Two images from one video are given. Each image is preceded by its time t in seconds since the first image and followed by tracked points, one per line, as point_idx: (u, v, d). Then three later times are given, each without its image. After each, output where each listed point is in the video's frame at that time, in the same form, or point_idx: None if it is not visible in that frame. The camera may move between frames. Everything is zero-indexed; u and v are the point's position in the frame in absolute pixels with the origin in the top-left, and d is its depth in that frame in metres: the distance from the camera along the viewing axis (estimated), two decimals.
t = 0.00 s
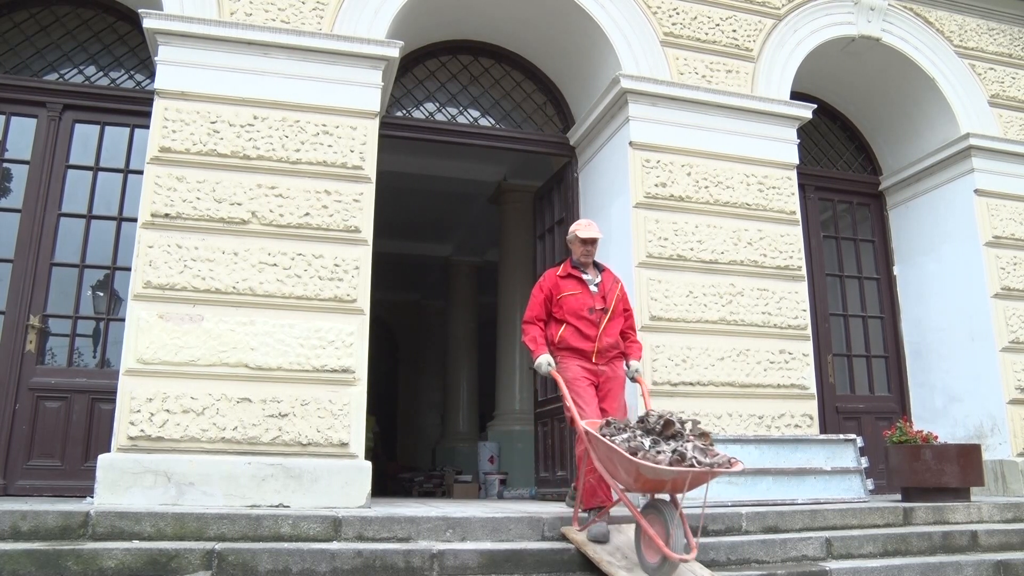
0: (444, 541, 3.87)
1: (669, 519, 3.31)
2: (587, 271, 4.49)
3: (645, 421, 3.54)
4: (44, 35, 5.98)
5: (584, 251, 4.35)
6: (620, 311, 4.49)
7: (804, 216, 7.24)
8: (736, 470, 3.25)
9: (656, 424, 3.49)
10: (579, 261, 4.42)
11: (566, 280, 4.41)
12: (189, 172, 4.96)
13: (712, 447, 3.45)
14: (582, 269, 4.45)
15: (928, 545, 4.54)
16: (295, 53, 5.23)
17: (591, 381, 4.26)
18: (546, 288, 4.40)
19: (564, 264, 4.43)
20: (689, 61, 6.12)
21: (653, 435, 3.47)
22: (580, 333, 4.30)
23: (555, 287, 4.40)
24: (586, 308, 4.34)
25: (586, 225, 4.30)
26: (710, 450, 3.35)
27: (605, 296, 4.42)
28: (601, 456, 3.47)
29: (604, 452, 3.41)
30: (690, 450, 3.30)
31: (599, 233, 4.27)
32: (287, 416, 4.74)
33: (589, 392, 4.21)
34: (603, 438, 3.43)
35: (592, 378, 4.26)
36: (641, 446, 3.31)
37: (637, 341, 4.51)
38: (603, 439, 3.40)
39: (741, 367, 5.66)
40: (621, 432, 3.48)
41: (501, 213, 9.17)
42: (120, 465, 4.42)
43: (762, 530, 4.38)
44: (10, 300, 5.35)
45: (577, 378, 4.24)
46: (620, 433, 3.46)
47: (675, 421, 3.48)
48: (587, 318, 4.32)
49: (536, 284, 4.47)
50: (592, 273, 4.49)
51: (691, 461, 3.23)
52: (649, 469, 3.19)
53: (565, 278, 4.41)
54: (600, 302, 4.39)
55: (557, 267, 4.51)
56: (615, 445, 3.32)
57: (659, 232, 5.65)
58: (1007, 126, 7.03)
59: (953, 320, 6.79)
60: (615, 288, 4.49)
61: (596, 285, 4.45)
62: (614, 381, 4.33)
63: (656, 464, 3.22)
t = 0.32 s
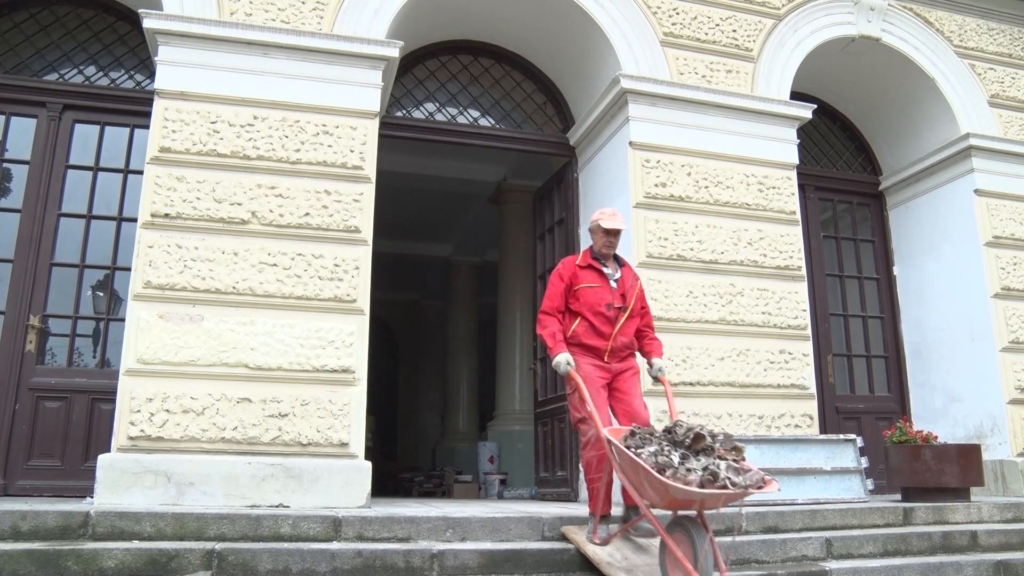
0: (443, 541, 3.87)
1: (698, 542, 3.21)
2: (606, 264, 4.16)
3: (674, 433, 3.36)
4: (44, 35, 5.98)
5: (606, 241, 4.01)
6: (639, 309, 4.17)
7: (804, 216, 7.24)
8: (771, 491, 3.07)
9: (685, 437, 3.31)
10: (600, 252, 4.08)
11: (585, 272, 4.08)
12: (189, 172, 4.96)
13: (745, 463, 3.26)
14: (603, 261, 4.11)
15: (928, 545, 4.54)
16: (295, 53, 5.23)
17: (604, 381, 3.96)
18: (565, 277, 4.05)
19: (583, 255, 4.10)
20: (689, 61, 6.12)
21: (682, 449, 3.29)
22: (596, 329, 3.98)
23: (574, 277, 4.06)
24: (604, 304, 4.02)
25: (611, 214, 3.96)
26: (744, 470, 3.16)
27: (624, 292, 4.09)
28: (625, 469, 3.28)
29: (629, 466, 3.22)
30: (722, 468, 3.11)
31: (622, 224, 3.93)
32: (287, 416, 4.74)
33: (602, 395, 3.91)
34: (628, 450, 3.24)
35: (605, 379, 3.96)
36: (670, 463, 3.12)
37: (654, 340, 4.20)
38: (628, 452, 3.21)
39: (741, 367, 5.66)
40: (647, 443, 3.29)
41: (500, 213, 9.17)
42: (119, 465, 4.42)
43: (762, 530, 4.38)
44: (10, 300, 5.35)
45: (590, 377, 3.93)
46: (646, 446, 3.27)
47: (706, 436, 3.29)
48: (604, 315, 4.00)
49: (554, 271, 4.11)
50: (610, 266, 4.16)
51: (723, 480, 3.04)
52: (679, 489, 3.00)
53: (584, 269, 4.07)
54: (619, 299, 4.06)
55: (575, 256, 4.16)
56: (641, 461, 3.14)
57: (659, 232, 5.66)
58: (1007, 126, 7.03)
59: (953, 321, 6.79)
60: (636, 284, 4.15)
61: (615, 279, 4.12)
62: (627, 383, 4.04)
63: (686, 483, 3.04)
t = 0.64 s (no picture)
0: (444, 540, 3.87)
1: None
2: (637, 272, 3.95)
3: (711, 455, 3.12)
4: (43, 34, 5.98)
5: (637, 247, 3.82)
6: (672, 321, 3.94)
7: (803, 215, 7.23)
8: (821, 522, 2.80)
9: (723, 460, 3.07)
10: (630, 259, 3.89)
11: (614, 280, 3.87)
12: (190, 171, 4.96)
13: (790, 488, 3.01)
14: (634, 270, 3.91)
15: (927, 545, 4.55)
16: (296, 52, 5.23)
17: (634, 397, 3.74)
18: (594, 286, 3.86)
19: (613, 262, 3.91)
20: (689, 60, 6.12)
21: (720, 473, 3.04)
22: (626, 342, 3.76)
23: (603, 286, 3.86)
24: (634, 315, 3.79)
25: (642, 218, 3.79)
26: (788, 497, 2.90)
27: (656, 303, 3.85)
28: (658, 494, 3.06)
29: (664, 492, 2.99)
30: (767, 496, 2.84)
31: (654, 229, 3.75)
32: (287, 415, 4.74)
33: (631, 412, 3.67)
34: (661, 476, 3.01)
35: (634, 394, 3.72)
36: (708, 490, 2.89)
37: (689, 354, 3.95)
38: (662, 478, 2.98)
39: (741, 366, 5.66)
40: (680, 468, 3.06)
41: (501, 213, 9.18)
42: (120, 464, 4.42)
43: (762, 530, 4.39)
44: (10, 298, 5.35)
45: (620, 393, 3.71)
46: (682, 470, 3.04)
47: (745, 459, 3.04)
48: (634, 326, 3.78)
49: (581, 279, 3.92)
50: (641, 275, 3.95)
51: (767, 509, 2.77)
52: (719, 520, 2.75)
53: (614, 277, 3.87)
54: (651, 309, 3.84)
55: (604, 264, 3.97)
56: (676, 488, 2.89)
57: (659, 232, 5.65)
58: (1007, 125, 7.03)
59: (953, 320, 6.79)
60: (669, 295, 3.93)
61: (647, 288, 3.90)
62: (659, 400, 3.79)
63: (726, 514, 2.78)
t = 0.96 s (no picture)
0: (444, 540, 3.87)
1: None
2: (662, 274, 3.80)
3: (762, 477, 2.77)
4: (44, 33, 5.98)
5: (659, 246, 3.67)
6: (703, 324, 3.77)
7: (804, 214, 7.23)
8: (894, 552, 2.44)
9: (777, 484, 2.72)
10: (653, 260, 3.74)
11: (639, 284, 3.72)
12: (190, 170, 4.96)
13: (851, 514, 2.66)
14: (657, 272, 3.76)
15: (927, 544, 4.55)
16: (296, 51, 5.22)
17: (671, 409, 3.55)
18: (614, 292, 3.70)
19: (635, 265, 3.76)
20: (689, 60, 6.11)
21: (774, 498, 2.69)
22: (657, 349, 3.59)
23: (626, 292, 3.70)
24: (666, 318, 3.65)
25: (662, 215, 3.65)
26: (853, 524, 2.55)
27: (687, 303, 3.73)
28: (703, 521, 2.71)
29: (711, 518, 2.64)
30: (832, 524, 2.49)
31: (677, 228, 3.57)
32: (288, 414, 4.74)
33: (670, 427, 3.50)
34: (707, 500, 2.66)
35: (672, 407, 3.55)
36: (763, 517, 2.54)
37: (722, 359, 3.80)
38: (708, 502, 2.64)
39: (741, 365, 5.66)
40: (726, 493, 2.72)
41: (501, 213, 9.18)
42: (120, 463, 4.42)
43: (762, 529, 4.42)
44: (10, 298, 5.35)
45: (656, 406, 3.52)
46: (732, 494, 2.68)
47: (802, 481, 2.69)
48: (663, 332, 3.62)
49: (601, 286, 3.76)
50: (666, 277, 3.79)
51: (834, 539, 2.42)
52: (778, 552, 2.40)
53: (638, 282, 3.72)
54: (679, 314, 3.69)
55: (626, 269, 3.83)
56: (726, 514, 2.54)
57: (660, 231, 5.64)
58: (1008, 125, 7.02)
59: (953, 320, 6.79)
60: (696, 296, 3.78)
61: (673, 291, 3.75)
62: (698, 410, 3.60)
63: (786, 545, 2.43)
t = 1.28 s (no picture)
0: (444, 539, 3.87)
1: None
2: (704, 274, 3.32)
3: (840, 520, 2.50)
4: (44, 32, 5.97)
5: (700, 242, 3.23)
6: (751, 333, 3.29)
7: (804, 214, 7.22)
8: None
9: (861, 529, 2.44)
10: (693, 259, 3.27)
11: (679, 288, 3.22)
12: (190, 170, 4.96)
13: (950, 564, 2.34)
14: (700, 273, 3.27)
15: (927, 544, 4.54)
16: (295, 51, 5.22)
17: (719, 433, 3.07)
18: (654, 299, 3.20)
19: (675, 266, 3.27)
20: (689, 59, 6.11)
21: (856, 544, 2.42)
22: (703, 364, 3.12)
23: (667, 297, 3.21)
24: (712, 329, 3.17)
25: (703, 208, 3.22)
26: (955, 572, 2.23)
27: (734, 311, 3.25)
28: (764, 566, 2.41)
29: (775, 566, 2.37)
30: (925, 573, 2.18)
31: (719, 220, 3.18)
32: (288, 414, 4.74)
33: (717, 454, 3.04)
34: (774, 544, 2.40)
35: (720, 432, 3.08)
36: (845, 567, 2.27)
37: (774, 375, 3.31)
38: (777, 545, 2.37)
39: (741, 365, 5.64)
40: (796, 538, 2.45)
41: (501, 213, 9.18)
42: (120, 462, 4.42)
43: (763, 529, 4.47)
44: (10, 297, 5.35)
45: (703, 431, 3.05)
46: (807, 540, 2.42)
47: (890, 525, 2.41)
48: (710, 345, 3.14)
49: (636, 290, 3.26)
50: (710, 278, 3.31)
51: None
52: None
53: (679, 284, 3.23)
54: (726, 322, 3.21)
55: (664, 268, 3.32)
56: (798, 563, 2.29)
57: (660, 230, 5.64)
58: (1008, 124, 7.02)
59: (954, 319, 6.78)
60: (743, 301, 3.30)
61: (718, 295, 3.27)
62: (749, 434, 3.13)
63: None
